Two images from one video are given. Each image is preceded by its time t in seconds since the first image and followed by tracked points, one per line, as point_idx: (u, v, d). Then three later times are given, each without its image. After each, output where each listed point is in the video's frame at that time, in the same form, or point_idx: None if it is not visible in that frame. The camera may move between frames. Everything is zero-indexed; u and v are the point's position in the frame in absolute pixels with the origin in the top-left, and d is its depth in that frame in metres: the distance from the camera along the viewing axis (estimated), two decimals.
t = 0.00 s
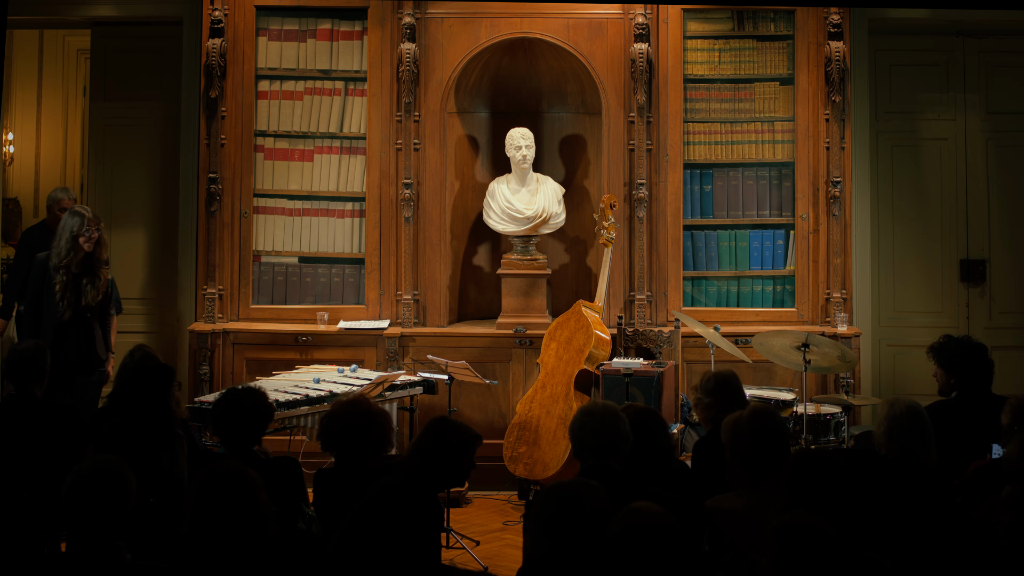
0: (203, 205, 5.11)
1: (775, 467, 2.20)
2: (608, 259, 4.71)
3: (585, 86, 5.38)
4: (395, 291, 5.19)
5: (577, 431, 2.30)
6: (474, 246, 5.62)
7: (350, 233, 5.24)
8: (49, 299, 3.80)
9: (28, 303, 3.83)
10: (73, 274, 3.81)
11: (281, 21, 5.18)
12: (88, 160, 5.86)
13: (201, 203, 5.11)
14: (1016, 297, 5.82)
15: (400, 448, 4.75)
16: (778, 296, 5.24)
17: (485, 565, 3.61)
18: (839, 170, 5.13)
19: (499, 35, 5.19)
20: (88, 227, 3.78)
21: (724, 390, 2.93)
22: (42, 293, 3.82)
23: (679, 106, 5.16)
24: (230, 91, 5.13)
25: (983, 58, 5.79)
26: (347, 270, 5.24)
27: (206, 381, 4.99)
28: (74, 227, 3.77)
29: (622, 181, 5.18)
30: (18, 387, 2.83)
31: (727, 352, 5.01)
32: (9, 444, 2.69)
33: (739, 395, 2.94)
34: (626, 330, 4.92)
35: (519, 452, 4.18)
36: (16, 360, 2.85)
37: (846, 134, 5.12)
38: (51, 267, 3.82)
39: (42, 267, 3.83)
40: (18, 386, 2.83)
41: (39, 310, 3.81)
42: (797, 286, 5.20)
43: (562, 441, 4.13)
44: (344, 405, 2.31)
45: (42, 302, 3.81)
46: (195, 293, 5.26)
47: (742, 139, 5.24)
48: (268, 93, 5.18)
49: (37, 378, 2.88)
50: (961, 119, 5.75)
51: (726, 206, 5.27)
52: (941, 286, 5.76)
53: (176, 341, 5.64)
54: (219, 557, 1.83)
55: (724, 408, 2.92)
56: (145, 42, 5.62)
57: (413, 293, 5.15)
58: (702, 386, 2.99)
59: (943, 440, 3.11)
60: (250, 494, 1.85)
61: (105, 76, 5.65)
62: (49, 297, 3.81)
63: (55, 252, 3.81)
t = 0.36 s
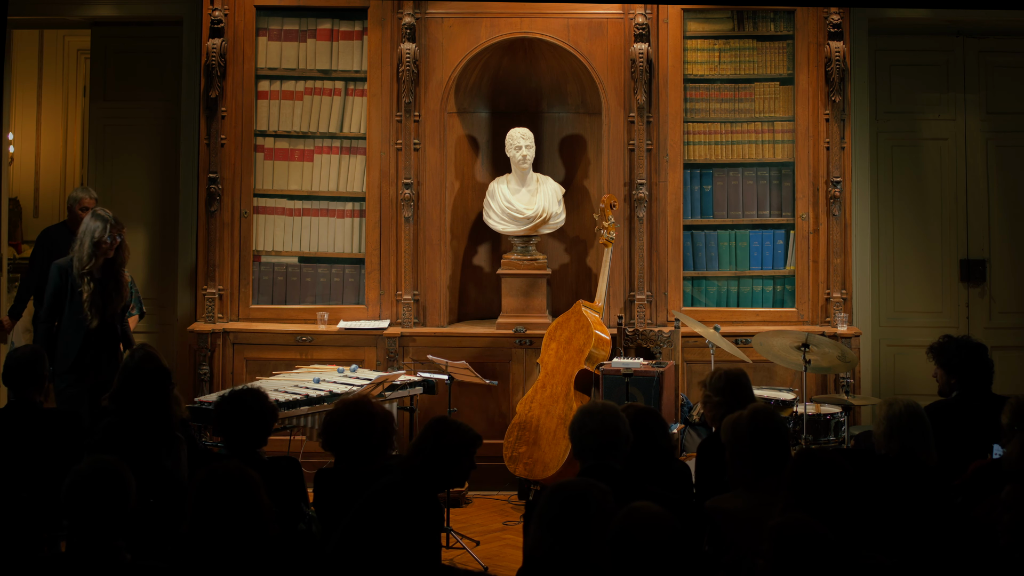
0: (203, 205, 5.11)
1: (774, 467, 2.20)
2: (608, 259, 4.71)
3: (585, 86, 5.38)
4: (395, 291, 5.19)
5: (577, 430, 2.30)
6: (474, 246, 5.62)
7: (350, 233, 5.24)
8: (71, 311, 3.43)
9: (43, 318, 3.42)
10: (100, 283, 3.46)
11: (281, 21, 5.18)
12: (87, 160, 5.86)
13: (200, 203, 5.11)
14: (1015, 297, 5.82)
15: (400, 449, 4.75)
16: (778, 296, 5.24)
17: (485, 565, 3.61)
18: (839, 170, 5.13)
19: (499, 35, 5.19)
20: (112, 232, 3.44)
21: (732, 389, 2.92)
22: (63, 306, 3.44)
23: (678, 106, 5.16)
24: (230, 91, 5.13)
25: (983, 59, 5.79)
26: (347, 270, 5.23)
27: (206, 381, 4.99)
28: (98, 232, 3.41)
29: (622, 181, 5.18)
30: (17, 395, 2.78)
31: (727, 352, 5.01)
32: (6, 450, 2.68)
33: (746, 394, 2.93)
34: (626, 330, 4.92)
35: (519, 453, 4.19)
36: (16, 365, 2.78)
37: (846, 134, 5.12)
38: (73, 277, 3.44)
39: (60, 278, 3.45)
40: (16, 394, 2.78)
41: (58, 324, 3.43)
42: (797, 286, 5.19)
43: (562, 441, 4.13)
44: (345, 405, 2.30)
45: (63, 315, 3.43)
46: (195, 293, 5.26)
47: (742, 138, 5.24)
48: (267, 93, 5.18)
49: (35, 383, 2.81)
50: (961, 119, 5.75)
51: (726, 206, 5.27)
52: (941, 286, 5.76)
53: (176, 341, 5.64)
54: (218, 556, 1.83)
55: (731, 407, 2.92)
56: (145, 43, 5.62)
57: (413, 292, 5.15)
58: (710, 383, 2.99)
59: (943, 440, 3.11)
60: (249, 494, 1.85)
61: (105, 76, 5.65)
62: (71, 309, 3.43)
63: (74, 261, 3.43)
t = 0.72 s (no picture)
0: (203, 205, 5.11)
1: (774, 468, 2.20)
2: (608, 259, 4.71)
3: (585, 86, 5.38)
4: (395, 291, 5.19)
5: (577, 430, 2.30)
6: (474, 246, 5.62)
7: (350, 233, 5.24)
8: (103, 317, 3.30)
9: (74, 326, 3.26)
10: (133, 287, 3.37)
11: (282, 21, 5.18)
12: (87, 160, 5.86)
13: (200, 203, 5.11)
14: (1016, 297, 5.82)
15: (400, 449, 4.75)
16: (778, 296, 5.24)
17: (484, 565, 3.61)
18: (839, 169, 5.13)
19: (499, 35, 5.20)
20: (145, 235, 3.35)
21: (737, 388, 2.92)
22: (96, 312, 3.30)
23: (679, 106, 5.16)
24: (230, 91, 5.13)
25: (983, 59, 5.78)
26: (347, 270, 5.24)
27: (206, 381, 4.99)
28: (132, 235, 3.30)
29: (622, 181, 5.18)
30: (14, 399, 2.76)
31: (727, 352, 5.01)
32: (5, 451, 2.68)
33: (751, 393, 2.93)
34: (626, 330, 4.93)
35: (519, 452, 4.19)
36: (12, 371, 2.74)
37: (846, 134, 5.11)
38: (105, 281, 3.31)
39: (87, 284, 3.30)
40: (14, 398, 2.76)
41: (89, 331, 3.29)
42: (797, 286, 5.20)
43: (562, 441, 4.13)
44: (347, 405, 2.30)
45: (95, 322, 3.30)
46: (195, 293, 5.27)
47: (742, 138, 5.24)
48: (268, 93, 5.18)
49: (32, 387, 2.78)
50: (962, 119, 5.75)
51: (726, 206, 5.27)
52: (941, 286, 5.76)
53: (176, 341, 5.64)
54: (218, 556, 1.83)
55: (734, 406, 2.92)
56: (144, 42, 5.61)
57: (413, 292, 5.15)
58: (714, 382, 2.99)
59: (943, 440, 3.11)
60: (250, 494, 1.86)
61: (104, 76, 5.64)
62: (102, 315, 3.31)
63: (106, 266, 3.30)
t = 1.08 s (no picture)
0: (202, 205, 5.11)
1: (775, 468, 2.20)
2: (608, 259, 4.71)
3: (585, 86, 5.38)
4: (395, 291, 5.19)
5: (577, 430, 2.30)
6: (474, 246, 5.62)
7: (350, 233, 5.24)
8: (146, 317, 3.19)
9: (116, 329, 3.15)
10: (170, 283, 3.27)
11: (281, 21, 5.18)
12: (87, 160, 5.86)
13: (200, 203, 5.11)
14: (1016, 298, 5.81)
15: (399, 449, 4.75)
16: (778, 296, 5.24)
17: (484, 565, 3.61)
18: (839, 170, 5.13)
19: (499, 35, 5.20)
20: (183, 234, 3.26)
21: (742, 387, 2.92)
22: (140, 312, 3.18)
23: (679, 106, 5.16)
24: (230, 91, 5.13)
25: (983, 59, 5.78)
26: (347, 270, 5.24)
27: (206, 381, 4.99)
28: (169, 234, 3.20)
29: (622, 181, 5.18)
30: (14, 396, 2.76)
31: (727, 352, 5.01)
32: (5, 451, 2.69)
33: (755, 391, 2.94)
34: (626, 330, 4.93)
35: (519, 453, 4.19)
36: (14, 369, 2.71)
37: (846, 134, 5.11)
38: (146, 282, 3.18)
39: (129, 286, 3.15)
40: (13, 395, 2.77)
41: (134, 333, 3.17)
42: (797, 286, 5.19)
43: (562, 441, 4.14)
44: (344, 406, 2.29)
45: (137, 324, 3.17)
46: (195, 293, 5.27)
47: (742, 138, 5.25)
48: (267, 93, 5.18)
49: (33, 385, 2.76)
50: (962, 119, 5.75)
51: (726, 206, 5.27)
52: (941, 286, 5.76)
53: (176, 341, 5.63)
54: (218, 557, 1.83)
55: (737, 402, 2.93)
56: (144, 42, 5.60)
57: (413, 292, 5.15)
58: (722, 381, 2.99)
59: (943, 440, 3.11)
60: (250, 494, 1.85)
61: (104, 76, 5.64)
62: (143, 316, 3.19)
63: (145, 265, 3.19)
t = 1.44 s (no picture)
0: (203, 205, 5.11)
1: (775, 469, 2.20)
2: (608, 259, 4.72)
3: (585, 85, 5.38)
4: (395, 291, 5.20)
5: (577, 430, 2.30)
6: (474, 246, 5.62)
7: (350, 233, 5.24)
8: (213, 315, 3.26)
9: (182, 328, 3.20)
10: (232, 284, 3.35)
11: (281, 21, 5.18)
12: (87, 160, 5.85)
13: (200, 203, 5.11)
14: (1015, 297, 5.82)
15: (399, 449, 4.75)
16: (778, 296, 5.24)
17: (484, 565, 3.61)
18: (839, 170, 5.13)
19: (499, 35, 5.19)
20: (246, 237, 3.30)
21: (745, 387, 2.93)
22: (203, 312, 3.23)
23: (679, 106, 5.16)
24: (230, 91, 5.13)
25: (983, 59, 5.78)
26: (347, 270, 5.24)
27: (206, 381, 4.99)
28: (237, 234, 3.25)
29: (622, 181, 5.18)
30: (15, 395, 2.81)
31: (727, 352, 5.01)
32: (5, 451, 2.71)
33: (760, 392, 2.94)
34: (626, 330, 4.93)
35: (519, 452, 4.19)
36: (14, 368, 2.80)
37: (846, 134, 5.12)
38: (212, 280, 3.25)
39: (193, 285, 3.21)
40: (14, 394, 2.81)
41: (198, 330, 3.23)
42: (797, 286, 5.19)
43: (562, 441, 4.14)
44: (341, 407, 2.30)
45: (199, 322, 3.23)
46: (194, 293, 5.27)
47: (742, 138, 5.25)
48: (268, 93, 5.18)
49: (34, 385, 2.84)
50: (962, 119, 5.75)
51: (726, 206, 5.26)
52: (941, 285, 5.76)
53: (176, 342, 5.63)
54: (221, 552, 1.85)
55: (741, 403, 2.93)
56: (144, 42, 5.60)
57: (413, 292, 5.16)
58: (728, 381, 3.00)
59: (944, 440, 3.11)
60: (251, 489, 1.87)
61: (105, 76, 5.64)
62: (206, 315, 3.24)
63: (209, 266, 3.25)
